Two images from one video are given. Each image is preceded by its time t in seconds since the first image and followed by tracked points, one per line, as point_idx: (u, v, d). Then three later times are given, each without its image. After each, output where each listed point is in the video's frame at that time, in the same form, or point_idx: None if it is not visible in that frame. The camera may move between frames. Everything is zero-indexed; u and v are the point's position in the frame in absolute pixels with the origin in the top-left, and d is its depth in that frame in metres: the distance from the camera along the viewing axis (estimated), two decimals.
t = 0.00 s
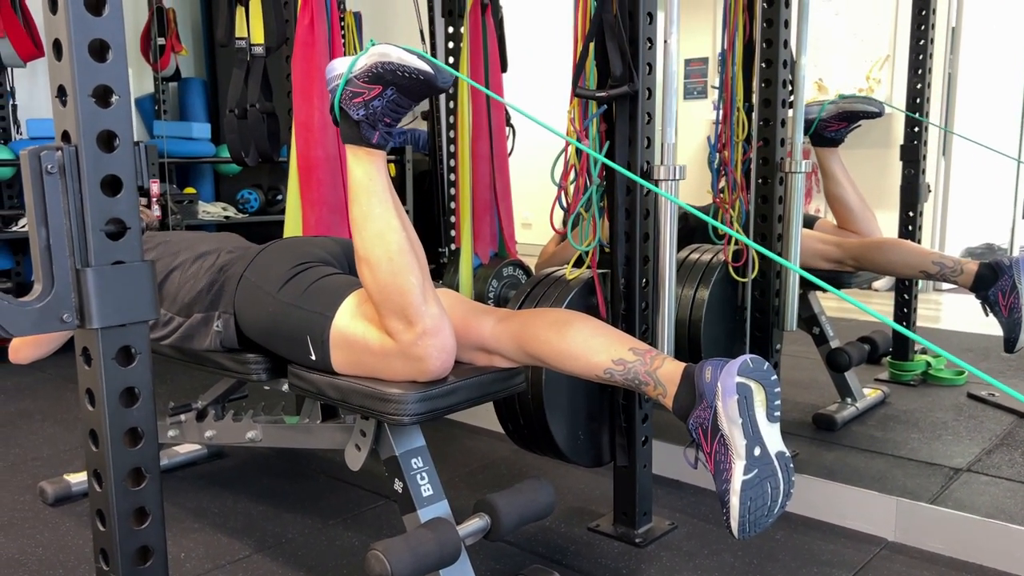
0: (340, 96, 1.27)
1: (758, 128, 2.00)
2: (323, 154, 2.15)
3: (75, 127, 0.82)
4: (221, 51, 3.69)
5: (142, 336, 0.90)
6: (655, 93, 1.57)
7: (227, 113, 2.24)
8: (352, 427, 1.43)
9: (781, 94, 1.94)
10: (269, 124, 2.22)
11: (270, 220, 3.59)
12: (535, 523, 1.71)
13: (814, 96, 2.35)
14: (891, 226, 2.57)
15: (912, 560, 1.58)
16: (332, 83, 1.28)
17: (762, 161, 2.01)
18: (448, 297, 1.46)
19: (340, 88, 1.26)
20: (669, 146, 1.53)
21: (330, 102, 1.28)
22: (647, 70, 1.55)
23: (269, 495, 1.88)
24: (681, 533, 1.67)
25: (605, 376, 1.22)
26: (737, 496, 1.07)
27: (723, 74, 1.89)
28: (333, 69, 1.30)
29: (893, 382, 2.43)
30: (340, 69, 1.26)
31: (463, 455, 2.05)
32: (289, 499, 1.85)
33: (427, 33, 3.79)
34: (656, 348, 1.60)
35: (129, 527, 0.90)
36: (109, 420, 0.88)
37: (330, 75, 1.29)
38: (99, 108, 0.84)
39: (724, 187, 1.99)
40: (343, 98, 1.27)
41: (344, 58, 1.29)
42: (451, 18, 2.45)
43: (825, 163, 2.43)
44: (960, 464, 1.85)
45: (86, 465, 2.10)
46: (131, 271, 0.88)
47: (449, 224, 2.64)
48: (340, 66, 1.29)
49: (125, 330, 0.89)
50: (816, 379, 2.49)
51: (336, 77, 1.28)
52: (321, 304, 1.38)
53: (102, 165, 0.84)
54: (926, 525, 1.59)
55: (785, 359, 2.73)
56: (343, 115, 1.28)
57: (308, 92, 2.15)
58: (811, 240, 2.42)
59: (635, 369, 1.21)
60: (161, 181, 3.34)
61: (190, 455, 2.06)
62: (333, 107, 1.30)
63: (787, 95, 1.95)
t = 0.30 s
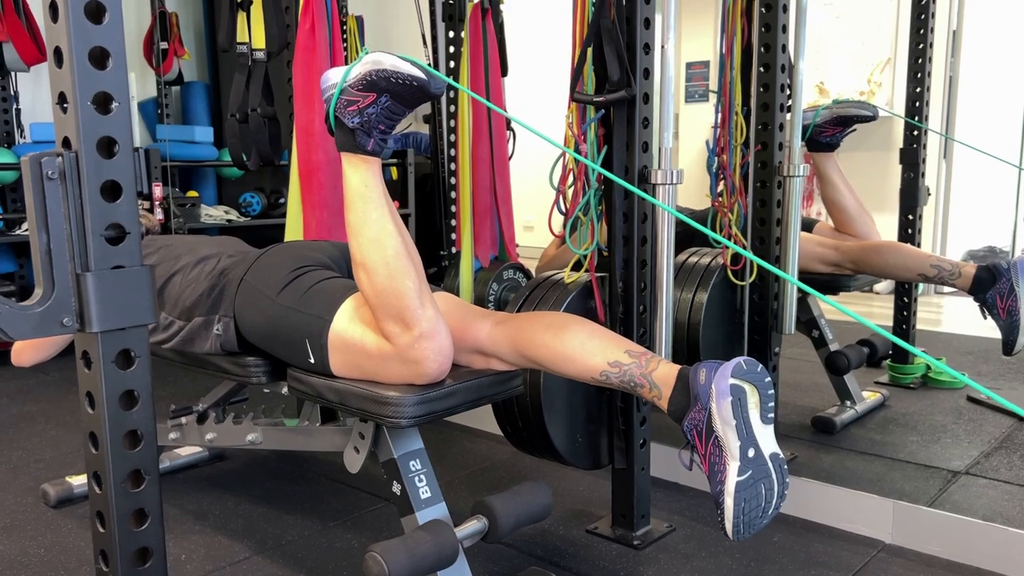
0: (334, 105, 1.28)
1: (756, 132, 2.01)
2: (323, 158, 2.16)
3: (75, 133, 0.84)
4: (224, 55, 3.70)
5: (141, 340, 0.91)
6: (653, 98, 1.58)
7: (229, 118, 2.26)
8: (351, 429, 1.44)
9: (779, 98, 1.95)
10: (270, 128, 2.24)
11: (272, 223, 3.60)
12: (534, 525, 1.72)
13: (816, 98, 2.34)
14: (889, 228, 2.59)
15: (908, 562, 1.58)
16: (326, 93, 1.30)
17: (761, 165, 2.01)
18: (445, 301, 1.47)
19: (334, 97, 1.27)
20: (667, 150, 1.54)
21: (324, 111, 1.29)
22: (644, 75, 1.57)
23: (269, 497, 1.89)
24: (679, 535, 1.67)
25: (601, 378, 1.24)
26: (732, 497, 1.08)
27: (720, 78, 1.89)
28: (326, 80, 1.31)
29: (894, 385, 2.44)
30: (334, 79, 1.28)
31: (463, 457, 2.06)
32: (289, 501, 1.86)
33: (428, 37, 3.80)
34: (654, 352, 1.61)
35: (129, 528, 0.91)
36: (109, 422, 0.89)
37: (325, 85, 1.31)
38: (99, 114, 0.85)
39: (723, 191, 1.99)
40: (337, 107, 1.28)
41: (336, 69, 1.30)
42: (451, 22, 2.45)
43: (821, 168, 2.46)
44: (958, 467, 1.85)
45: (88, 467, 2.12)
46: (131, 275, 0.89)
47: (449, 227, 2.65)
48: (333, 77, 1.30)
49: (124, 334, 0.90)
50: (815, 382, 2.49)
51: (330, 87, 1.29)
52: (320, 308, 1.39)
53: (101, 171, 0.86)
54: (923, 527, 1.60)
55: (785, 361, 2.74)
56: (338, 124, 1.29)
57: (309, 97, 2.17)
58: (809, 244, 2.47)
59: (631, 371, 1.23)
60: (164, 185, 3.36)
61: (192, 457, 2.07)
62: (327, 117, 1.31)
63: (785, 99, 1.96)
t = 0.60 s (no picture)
0: (330, 110, 1.29)
1: (753, 137, 2.01)
2: (323, 163, 2.17)
3: (73, 142, 0.85)
4: (225, 59, 3.72)
5: (138, 345, 0.92)
6: (650, 104, 1.59)
7: (229, 123, 2.27)
8: (348, 433, 1.45)
9: (776, 103, 1.97)
10: (270, 132, 2.25)
11: (273, 227, 3.62)
12: (531, 528, 1.72)
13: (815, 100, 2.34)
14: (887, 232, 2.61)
15: (903, 565, 1.59)
16: (322, 98, 1.30)
17: (758, 169, 2.02)
18: (442, 305, 1.48)
19: (330, 103, 1.28)
20: (663, 155, 1.55)
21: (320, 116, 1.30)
22: (640, 81, 1.57)
23: (269, 500, 1.90)
24: (675, 538, 1.68)
25: (595, 381, 1.25)
26: (724, 499, 1.08)
27: (718, 83, 1.91)
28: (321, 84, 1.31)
29: (892, 388, 2.45)
30: (330, 85, 1.28)
31: (462, 460, 2.07)
32: (289, 504, 1.87)
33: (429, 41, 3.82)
34: (651, 356, 1.62)
35: (126, 530, 0.92)
36: (106, 426, 0.90)
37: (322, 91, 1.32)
38: (98, 123, 0.86)
39: (720, 195, 1.99)
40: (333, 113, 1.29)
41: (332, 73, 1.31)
42: (451, 27, 2.45)
43: (820, 171, 2.47)
44: (955, 470, 1.85)
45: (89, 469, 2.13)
46: (128, 281, 0.90)
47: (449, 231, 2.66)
48: (328, 81, 1.30)
49: (122, 339, 0.91)
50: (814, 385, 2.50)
51: (327, 92, 1.30)
52: (317, 313, 1.40)
53: (99, 178, 0.87)
54: (919, 530, 1.60)
55: (784, 364, 2.74)
56: (334, 129, 1.30)
57: (309, 102, 2.18)
58: (807, 247, 2.41)
59: (625, 375, 1.23)
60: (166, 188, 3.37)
61: (192, 459, 2.08)
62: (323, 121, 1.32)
63: (781, 104, 1.98)
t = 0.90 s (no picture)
0: (333, 107, 1.30)
1: (749, 138, 2.02)
2: (322, 165, 2.18)
3: (71, 144, 0.86)
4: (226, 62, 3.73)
5: (135, 344, 0.94)
6: (645, 105, 1.60)
7: (229, 125, 2.29)
8: (345, 432, 1.46)
9: (772, 105, 1.97)
10: (269, 135, 2.26)
11: (273, 229, 3.63)
12: (527, 527, 1.73)
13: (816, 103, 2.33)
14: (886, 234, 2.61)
15: (897, 564, 1.60)
16: (327, 95, 1.31)
17: (754, 171, 2.03)
18: (439, 305, 1.49)
19: (333, 100, 1.29)
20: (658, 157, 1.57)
21: (324, 113, 1.31)
22: (636, 83, 1.58)
23: (267, 500, 1.91)
24: (671, 538, 1.69)
25: (588, 381, 1.26)
26: (716, 497, 1.09)
27: (714, 86, 1.92)
28: (327, 80, 1.32)
29: (889, 389, 2.48)
30: (334, 82, 1.29)
31: (460, 461, 2.08)
32: (287, 504, 1.88)
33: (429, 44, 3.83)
34: (646, 357, 1.63)
35: (123, 528, 0.93)
36: (104, 425, 0.91)
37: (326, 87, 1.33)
38: (94, 126, 0.87)
39: (716, 197, 2.00)
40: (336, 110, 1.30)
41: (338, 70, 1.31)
42: (451, 30, 2.48)
43: (820, 172, 2.45)
44: (951, 470, 1.85)
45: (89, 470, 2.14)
46: (125, 282, 0.91)
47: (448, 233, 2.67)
48: (334, 77, 1.31)
49: (119, 339, 0.92)
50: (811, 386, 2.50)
51: (331, 89, 1.31)
52: (314, 314, 1.41)
53: (97, 180, 0.88)
54: (913, 529, 1.61)
55: (782, 365, 2.75)
56: (337, 126, 1.31)
57: (308, 104, 2.19)
58: (804, 249, 2.41)
59: (618, 374, 1.24)
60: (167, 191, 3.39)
61: (191, 460, 2.10)
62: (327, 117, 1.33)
63: (777, 105, 1.99)
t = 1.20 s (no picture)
0: (346, 96, 1.29)
1: (746, 139, 2.03)
2: (321, 165, 2.20)
3: (68, 144, 0.87)
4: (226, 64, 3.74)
5: (133, 344, 0.94)
6: (641, 106, 1.61)
7: (228, 126, 2.29)
8: (342, 432, 1.47)
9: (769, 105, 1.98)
10: (268, 136, 2.27)
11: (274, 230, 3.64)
12: (525, 527, 1.74)
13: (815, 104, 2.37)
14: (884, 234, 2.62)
15: (894, 564, 1.60)
16: (341, 83, 1.31)
17: (751, 172, 2.04)
18: (436, 305, 1.49)
19: (347, 90, 1.28)
20: (654, 157, 1.58)
21: (337, 101, 1.31)
22: (632, 84, 1.59)
23: (266, 500, 1.91)
24: (668, 537, 1.69)
25: (584, 380, 1.26)
26: (710, 496, 1.10)
27: (711, 86, 1.93)
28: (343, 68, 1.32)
29: (889, 388, 2.49)
30: (350, 72, 1.29)
31: (458, 461, 2.09)
32: (285, 504, 1.88)
33: (429, 45, 3.84)
34: (644, 358, 1.64)
35: (120, 526, 0.94)
36: (101, 424, 0.92)
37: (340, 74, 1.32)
38: (92, 126, 0.88)
39: (714, 197, 2.01)
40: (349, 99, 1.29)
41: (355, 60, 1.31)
42: (450, 31, 2.50)
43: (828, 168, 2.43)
44: (949, 470, 1.85)
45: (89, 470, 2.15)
46: (122, 282, 0.92)
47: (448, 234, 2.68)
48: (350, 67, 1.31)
49: (116, 338, 0.93)
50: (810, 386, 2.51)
51: (346, 78, 1.30)
52: (312, 314, 1.42)
53: (93, 180, 0.89)
54: (909, 529, 1.61)
55: (781, 366, 2.76)
56: (349, 116, 1.31)
57: (307, 106, 2.20)
58: (802, 249, 2.41)
59: (614, 373, 1.25)
60: (167, 192, 3.39)
61: (190, 460, 2.10)
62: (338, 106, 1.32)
63: (775, 106, 1.99)
